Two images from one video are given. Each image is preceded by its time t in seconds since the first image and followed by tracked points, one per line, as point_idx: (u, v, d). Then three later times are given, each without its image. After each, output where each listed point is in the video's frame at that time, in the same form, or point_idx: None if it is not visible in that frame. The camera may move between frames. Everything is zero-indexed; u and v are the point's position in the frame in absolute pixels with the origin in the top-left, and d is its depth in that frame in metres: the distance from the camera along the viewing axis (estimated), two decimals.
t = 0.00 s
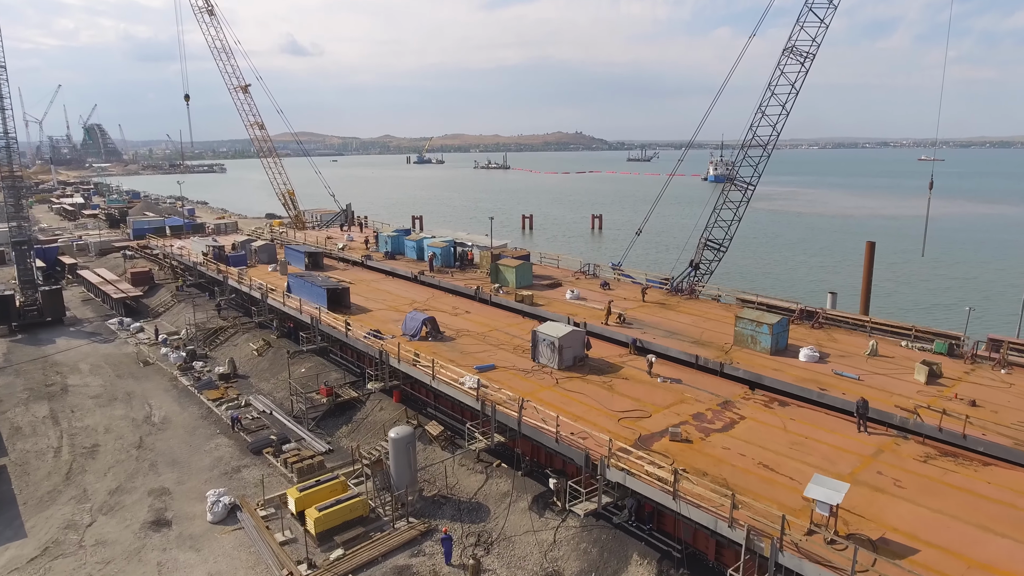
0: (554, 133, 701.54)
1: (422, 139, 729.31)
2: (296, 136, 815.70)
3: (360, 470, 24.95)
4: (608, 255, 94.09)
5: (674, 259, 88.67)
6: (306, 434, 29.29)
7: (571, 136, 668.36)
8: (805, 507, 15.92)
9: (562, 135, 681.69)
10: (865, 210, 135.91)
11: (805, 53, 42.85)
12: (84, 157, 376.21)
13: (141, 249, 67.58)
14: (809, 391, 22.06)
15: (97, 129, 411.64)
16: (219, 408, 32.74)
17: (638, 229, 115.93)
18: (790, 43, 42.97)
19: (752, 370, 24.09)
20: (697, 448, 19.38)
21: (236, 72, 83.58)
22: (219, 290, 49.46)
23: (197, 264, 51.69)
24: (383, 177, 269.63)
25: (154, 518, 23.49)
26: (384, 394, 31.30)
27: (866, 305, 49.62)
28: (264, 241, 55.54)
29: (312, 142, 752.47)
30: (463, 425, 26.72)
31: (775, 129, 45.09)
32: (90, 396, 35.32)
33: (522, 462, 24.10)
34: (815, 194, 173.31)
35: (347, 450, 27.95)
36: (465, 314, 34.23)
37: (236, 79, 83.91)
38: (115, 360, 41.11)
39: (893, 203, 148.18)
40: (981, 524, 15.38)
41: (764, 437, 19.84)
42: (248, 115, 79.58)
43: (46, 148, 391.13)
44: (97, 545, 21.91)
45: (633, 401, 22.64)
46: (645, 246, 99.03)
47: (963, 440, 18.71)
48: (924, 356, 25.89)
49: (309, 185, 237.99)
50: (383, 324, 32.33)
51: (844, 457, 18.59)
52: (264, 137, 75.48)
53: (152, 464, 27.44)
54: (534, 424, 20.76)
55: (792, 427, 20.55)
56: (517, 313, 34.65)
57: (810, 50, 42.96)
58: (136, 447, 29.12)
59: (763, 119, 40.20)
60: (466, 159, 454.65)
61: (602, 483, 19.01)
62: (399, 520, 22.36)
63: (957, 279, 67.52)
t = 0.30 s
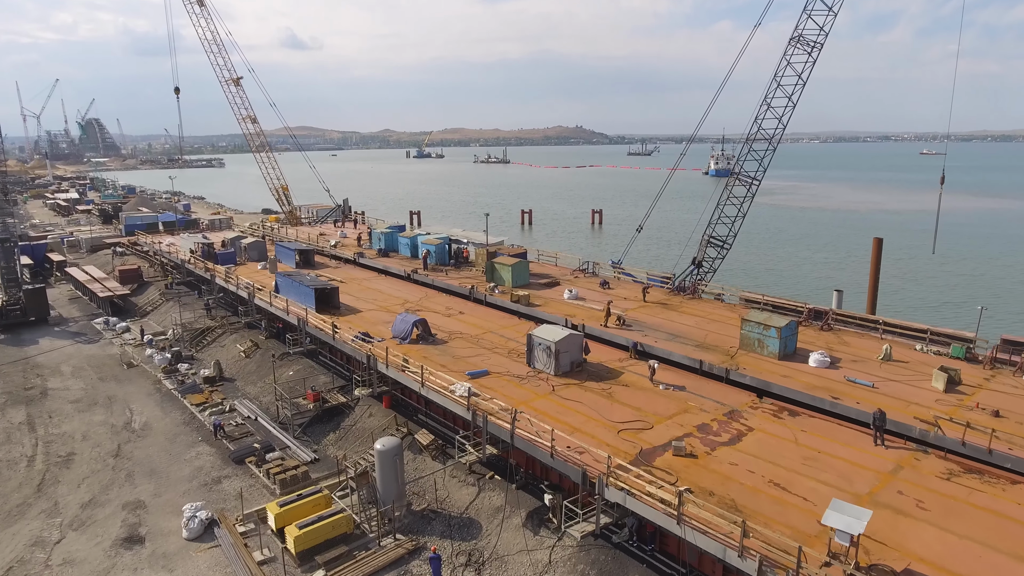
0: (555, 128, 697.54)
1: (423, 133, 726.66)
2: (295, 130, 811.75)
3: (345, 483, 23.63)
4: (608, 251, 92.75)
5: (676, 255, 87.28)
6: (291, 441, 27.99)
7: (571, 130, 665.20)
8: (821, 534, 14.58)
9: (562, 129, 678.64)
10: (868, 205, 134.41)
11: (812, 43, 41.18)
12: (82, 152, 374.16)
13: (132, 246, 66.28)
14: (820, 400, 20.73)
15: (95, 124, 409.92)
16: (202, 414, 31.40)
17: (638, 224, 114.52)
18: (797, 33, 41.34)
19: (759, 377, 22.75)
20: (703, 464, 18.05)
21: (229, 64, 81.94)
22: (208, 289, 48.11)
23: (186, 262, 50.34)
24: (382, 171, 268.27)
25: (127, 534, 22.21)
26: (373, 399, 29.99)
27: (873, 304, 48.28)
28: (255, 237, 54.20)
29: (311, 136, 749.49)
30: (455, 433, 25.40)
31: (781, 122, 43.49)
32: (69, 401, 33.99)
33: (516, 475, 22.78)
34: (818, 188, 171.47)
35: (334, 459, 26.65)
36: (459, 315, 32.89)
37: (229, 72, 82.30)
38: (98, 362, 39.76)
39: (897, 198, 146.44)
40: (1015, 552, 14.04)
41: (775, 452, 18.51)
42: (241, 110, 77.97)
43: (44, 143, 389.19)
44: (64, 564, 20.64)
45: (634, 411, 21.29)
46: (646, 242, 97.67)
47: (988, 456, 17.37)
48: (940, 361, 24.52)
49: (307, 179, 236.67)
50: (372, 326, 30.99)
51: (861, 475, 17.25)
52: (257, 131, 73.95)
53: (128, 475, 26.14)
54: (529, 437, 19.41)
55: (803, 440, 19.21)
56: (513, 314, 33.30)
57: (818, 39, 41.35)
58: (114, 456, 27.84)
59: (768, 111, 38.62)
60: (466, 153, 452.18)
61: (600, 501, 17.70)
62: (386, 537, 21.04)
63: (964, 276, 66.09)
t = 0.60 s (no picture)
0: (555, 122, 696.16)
1: (422, 127, 723.42)
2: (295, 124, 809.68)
3: (329, 498, 22.24)
4: (608, 247, 91.19)
5: (678, 250, 85.72)
6: (275, 451, 26.63)
7: (571, 124, 663.33)
8: (842, 569, 13.19)
9: (563, 123, 675.61)
10: (872, 200, 132.77)
11: (821, 32, 39.46)
12: (80, 147, 372.28)
13: (121, 242, 64.89)
14: (835, 413, 19.34)
15: (93, 118, 408.09)
16: (183, 421, 30.03)
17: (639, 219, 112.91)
18: (805, 22, 39.62)
19: (769, 387, 21.36)
20: (710, 484, 16.66)
21: (219, 56, 80.04)
22: (195, 288, 46.66)
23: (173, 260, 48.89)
24: (381, 166, 266.39)
25: (96, 554, 20.89)
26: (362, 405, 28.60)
27: (881, 303, 46.85)
28: (246, 234, 52.73)
29: (311, 130, 747.56)
30: (447, 444, 24.03)
31: (788, 115, 41.84)
32: (47, 406, 32.63)
33: (510, 490, 21.40)
34: (820, 183, 169.67)
35: (319, 471, 25.29)
36: (452, 316, 31.45)
37: (219, 64, 80.43)
38: (80, 364, 38.36)
39: (901, 192, 144.83)
40: None
41: (788, 471, 17.13)
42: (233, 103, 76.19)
43: (41, 138, 387.09)
44: None
45: (635, 424, 19.91)
46: (647, 238, 96.12)
47: (1020, 476, 15.98)
48: (961, 369, 23.10)
49: (305, 174, 234.66)
50: (361, 329, 29.59)
51: (882, 497, 15.86)
52: (250, 125, 72.29)
53: (102, 488, 24.80)
54: (523, 453, 18.02)
55: (818, 457, 17.83)
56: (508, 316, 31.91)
57: (827, 29, 39.75)
58: (88, 467, 26.50)
59: (775, 103, 37.05)
60: (466, 148, 449.47)
61: (598, 526, 16.32)
62: (370, 559, 19.65)
63: (974, 273, 64.59)
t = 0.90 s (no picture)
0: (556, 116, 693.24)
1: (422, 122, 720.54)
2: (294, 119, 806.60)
3: (311, 517, 20.85)
4: (609, 242, 89.64)
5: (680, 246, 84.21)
6: (257, 464, 25.23)
7: (572, 118, 660.32)
8: None
9: (563, 117, 672.62)
10: (877, 195, 131.21)
11: (832, 22, 37.77)
12: (78, 141, 370.41)
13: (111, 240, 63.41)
14: (853, 429, 17.96)
15: (91, 113, 405.98)
16: (163, 430, 28.62)
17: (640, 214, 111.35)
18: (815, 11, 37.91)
19: (782, 399, 19.96)
20: (720, 510, 15.27)
21: (210, 49, 78.37)
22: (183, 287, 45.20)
23: (161, 259, 47.44)
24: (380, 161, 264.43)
25: None
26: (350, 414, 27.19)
27: (890, 303, 45.43)
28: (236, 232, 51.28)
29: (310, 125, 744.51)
30: (438, 457, 22.61)
31: (797, 108, 40.20)
32: (23, 413, 31.24)
33: (505, 509, 19.96)
34: (823, 177, 168.18)
35: (303, 485, 23.91)
36: (445, 320, 30.02)
37: (210, 57, 78.80)
38: (60, 368, 36.94)
39: (905, 187, 143.18)
40: None
41: (805, 495, 15.73)
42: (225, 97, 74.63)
43: (39, 133, 384.91)
44: None
45: (638, 440, 18.52)
46: (648, 234, 94.58)
47: None
48: (984, 379, 21.70)
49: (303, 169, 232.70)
50: (349, 333, 28.19)
51: (909, 527, 14.47)
52: (243, 119, 70.73)
53: (73, 504, 23.43)
54: (517, 475, 16.61)
55: (837, 480, 16.44)
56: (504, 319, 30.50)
57: (837, 18, 38.14)
58: (60, 480, 25.12)
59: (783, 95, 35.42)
60: (466, 142, 447.56)
61: (598, 558, 14.90)
62: None
63: (983, 270, 63.12)
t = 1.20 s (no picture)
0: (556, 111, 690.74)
1: (422, 116, 717.34)
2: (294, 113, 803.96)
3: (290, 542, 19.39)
4: (610, 238, 88.09)
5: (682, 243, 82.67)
6: (238, 479, 23.78)
7: (572, 113, 658.03)
8: None
9: (564, 112, 669.89)
10: (881, 190, 129.60)
11: (844, 11, 36.02)
12: (75, 136, 368.31)
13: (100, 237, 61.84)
14: (877, 450, 16.48)
15: (89, 108, 404.14)
16: (141, 441, 27.18)
17: (641, 210, 109.79)
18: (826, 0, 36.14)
19: (797, 416, 18.47)
20: (734, 544, 13.81)
21: (200, 41, 76.53)
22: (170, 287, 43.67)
23: (147, 258, 45.91)
24: (379, 155, 262.51)
25: None
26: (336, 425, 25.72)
27: (901, 303, 43.99)
28: (226, 230, 49.79)
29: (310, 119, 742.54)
30: (428, 474, 21.14)
31: (807, 101, 38.49)
32: None
33: (499, 533, 18.49)
34: (826, 173, 166.42)
35: (286, 503, 22.47)
36: (438, 324, 28.53)
37: (200, 50, 76.99)
38: (40, 373, 35.48)
39: (909, 183, 141.43)
40: None
41: (828, 528, 14.25)
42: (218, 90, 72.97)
43: (37, 128, 382.67)
44: None
45: (644, 462, 17.06)
46: (650, 230, 93.03)
47: None
48: (1014, 392, 20.24)
49: (301, 164, 230.84)
50: (336, 339, 26.71)
51: (946, 565, 13.00)
52: (235, 113, 69.12)
53: (40, 523, 22.00)
54: (511, 504, 15.14)
55: (862, 509, 14.95)
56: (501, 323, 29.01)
57: (849, 7, 36.47)
58: (29, 497, 23.68)
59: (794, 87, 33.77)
60: (466, 137, 445.81)
61: None
62: None
63: (993, 269, 61.58)
